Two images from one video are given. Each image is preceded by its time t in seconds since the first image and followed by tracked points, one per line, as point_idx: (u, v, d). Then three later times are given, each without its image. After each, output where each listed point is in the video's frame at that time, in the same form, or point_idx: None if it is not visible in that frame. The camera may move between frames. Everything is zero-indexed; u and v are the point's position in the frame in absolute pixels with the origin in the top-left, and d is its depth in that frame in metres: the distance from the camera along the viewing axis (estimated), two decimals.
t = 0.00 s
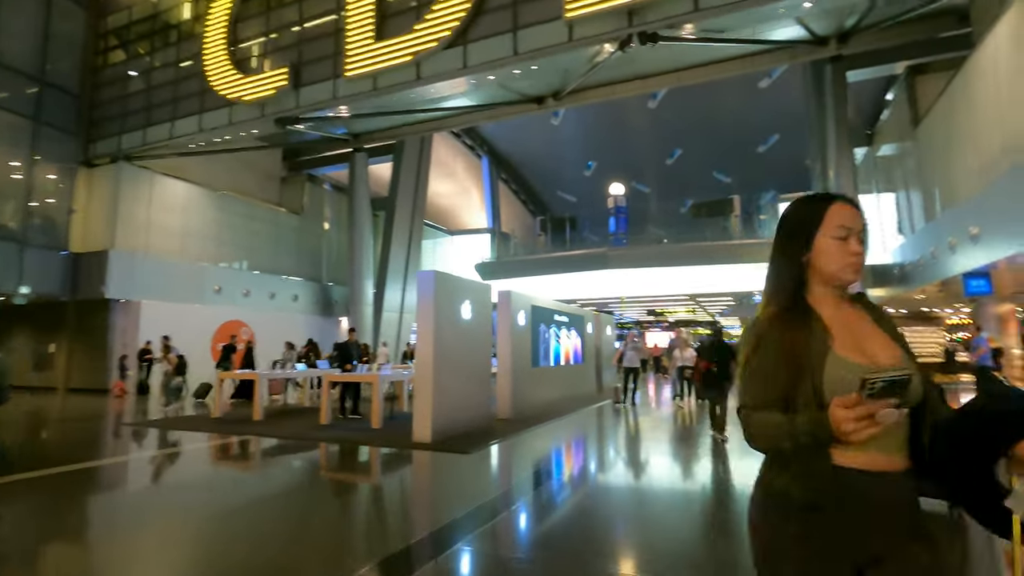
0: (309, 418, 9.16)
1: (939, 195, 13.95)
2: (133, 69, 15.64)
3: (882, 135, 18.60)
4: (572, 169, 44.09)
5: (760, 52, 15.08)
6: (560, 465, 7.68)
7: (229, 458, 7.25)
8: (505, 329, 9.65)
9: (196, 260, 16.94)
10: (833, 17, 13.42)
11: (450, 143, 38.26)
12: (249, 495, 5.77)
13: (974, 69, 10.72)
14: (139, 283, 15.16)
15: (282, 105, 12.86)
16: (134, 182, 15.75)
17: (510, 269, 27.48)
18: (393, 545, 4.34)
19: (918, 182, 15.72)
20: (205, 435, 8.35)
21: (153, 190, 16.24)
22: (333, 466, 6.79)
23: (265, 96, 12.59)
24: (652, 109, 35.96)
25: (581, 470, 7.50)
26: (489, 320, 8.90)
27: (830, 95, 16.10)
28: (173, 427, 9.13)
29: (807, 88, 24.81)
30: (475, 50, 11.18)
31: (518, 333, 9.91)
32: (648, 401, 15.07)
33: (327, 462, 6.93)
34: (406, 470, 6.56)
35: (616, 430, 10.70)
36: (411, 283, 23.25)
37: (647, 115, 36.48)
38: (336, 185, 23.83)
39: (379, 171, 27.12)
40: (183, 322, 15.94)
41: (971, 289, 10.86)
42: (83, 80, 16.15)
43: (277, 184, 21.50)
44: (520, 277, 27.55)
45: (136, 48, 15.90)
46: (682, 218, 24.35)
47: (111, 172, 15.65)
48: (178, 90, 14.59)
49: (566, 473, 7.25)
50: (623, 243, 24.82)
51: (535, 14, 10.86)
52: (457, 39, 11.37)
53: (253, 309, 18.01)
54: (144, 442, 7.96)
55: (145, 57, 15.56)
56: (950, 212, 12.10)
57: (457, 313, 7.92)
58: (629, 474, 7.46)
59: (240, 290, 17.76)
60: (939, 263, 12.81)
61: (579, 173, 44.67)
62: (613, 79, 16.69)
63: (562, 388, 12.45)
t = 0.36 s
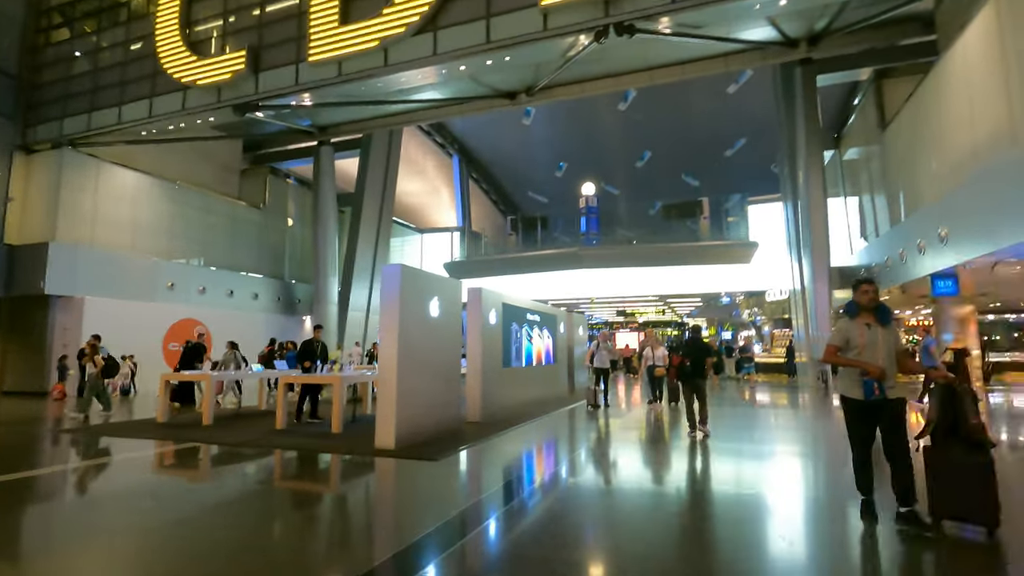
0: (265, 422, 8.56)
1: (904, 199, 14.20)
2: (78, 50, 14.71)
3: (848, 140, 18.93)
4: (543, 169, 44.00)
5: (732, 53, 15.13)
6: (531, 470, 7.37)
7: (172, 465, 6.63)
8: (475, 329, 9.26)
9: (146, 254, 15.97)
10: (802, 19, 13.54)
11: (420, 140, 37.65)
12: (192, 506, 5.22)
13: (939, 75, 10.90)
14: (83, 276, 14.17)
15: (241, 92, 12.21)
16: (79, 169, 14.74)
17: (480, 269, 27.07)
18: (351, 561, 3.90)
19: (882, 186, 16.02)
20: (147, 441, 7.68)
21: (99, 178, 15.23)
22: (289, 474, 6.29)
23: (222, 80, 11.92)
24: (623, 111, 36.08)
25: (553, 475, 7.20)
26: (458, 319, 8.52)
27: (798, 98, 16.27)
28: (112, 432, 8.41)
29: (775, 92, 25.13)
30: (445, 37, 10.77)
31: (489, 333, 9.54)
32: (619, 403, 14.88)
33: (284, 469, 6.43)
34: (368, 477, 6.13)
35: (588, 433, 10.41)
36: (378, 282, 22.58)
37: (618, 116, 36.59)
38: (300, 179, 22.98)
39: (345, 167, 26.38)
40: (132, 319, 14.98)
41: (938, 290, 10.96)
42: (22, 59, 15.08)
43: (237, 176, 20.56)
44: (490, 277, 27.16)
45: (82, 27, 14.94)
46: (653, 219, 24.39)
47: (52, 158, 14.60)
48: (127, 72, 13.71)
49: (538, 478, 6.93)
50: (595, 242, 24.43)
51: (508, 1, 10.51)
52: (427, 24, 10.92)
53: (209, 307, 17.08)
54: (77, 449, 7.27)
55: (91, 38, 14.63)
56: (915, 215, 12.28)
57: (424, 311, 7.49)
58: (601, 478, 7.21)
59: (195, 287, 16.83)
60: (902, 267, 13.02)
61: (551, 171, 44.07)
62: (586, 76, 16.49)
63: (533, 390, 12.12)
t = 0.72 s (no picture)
0: (216, 427, 7.96)
1: (871, 201, 14.38)
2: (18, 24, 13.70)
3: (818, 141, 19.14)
4: (515, 166, 43.69)
5: (707, 50, 15.06)
6: (502, 474, 7.04)
7: (108, 474, 6.02)
8: (444, 326, 8.85)
9: (93, 245, 15.02)
10: (777, 18, 13.53)
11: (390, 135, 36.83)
12: (124, 522, 4.67)
13: (909, 77, 10.97)
14: (22, 268, 13.01)
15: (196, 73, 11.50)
16: (19, 155, 13.55)
17: (451, 266, 26.58)
18: None
19: (851, 188, 16.21)
20: (82, 447, 7.01)
21: (41, 163, 14.08)
22: (241, 483, 5.81)
23: (176, 59, 11.36)
24: (595, 110, 35.96)
25: (524, 479, 6.91)
26: (427, 315, 8.11)
27: (770, 98, 16.32)
28: (43, 438, 7.67)
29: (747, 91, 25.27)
30: (416, 21, 10.30)
31: (460, 331, 9.14)
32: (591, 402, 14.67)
33: (235, 478, 5.93)
34: (326, 486, 5.68)
35: (561, 434, 10.13)
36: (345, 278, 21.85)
37: (590, 116, 36.46)
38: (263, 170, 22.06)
39: (311, 159, 25.51)
40: (77, 317, 13.92)
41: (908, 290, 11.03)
42: None
43: (195, 165, 19.57)
44: (460, 274, 26.69)
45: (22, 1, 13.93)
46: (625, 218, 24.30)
47: None
48: (71, 49, 12.75)
49: (508, 484, 6.61)
50: (567, 240, 24.19)
51: None
52: (397, 7, 10.42)
53: (163, 303, 16.16)
54: None
55: (31, 12, 13.67)
56: (883, 217, 12.39)
57: (390, 307, 7.05)
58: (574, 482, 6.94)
59: (148, 282, 15.91)
60: (870, 268, 13.16)
61: (524, 171, 44.57)
62: (561, 70, 16.19)
63: (505, 389, 11.77)
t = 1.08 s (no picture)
0: (165, 430, 7.38)
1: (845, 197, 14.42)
2: None
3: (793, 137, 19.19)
4: (491, 159, 43.22)
5: (685, 40, 14.87)
6: (475, 477, 6.70)
7: (34, 484, 5.41)
8: (414, 321, 8.43)
9: (40, 233, 14.01)
10: (756, 10, 13.39)
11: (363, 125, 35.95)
12: (43, 543, 4.13)
13: (886, 71, 10.90)
14: None
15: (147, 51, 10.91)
16: None
17: (425, 260, 26.01)
18: None
19: (826, 184, 16.24)
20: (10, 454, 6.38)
21: None
22: (187, 492, 5.31)
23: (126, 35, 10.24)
24: (573, 105, 35.66)
25: (498, 481, 6.58)
26: (394, 308, 7.69)
27: (748, 91, 16.16)
28: None
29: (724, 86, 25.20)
30: None
31: (431, 326, 8.74)
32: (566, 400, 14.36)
33: (180, 486, 5.44)
34: (281, 496, 5.22)
35: (536, 432, 9.81)
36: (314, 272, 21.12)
37: (568, 110, 36.17)
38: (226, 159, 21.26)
39: (280, 148, 24.64)
40: (24, 313, 12.81)
41: (885, 285, 10.98)
42: None
43: (154, 152, 18.60)
44: (435, 268, 26.14)
45: None
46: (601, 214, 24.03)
47: None
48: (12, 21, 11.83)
49: (482, 487, 6.28)
50: (544, 234, 23.82)
51: None
52: None
53: (118, 297, 15.20)
54: None
55: None
56: (859, 213, 12.38)
57: (352, 299, 6.60)
58: (549, 483, 6.64)
59: (101, 274, 14.87)
60: (845, 263, 13.15)
61: (500, 165, 44.22)
62: (538, 59, 15.81)
63: (478, 387, 11.37)
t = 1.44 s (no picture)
0: (124, 426, 6.90)
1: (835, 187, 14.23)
2: None
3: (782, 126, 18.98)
4: (478, 149, 42.71)
5: (677, 24, 14.46)
6: (456, 472, 6.38)
7: None
8: (390, 309, 8.03)
9: None
10: None
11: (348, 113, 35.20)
12: None
13: (881, 56, 10.63)
14: None
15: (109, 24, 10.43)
16: None
17: (410, 250, 25.55)
18: None
19: (814, 174, 16.08)
20: None
21: None
22: (144, 492, 4.91)
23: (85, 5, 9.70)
24: (561, 94, 35.22)
25: (480, 475, 6.28)
26: (366, 296, 7.29)
27: (739, 79, 15.83)
28: None
29: (713, 75, 24.84)
30: None
31: (409, 315, 8.35)
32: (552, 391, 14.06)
33: (135, 487, 5.02)
34: (246, 497, 4.83)
35: (520, 425, 9.47)
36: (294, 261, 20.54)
37: (556, 100, 35.74)
38: (205, 143, 20.58)
39: (259, 133, 23.93)
40: None
41: (878, 275, 10.77)
42: None
43: (125, 135, 17.82)
44: (419, 258, 25.67)
45: None
46: (588, 204, 23.66)
47: None
48: None
49: (463, 482, 5.98)
50: (531, 224, 23.42)
51: None
52: None
53: (86, 286, 14.45)
54: None
55: None
56: (849, 203, 12.22)
57: (318, 285, 6.19)
58: (533, 478, 6.34)
59: (68, 261, 14.08)
60: (836, 253, 12.97)
61: (487, 154, 43.69)
62: (525, 42, 15.36)
63: (460, 379, 11.00)
